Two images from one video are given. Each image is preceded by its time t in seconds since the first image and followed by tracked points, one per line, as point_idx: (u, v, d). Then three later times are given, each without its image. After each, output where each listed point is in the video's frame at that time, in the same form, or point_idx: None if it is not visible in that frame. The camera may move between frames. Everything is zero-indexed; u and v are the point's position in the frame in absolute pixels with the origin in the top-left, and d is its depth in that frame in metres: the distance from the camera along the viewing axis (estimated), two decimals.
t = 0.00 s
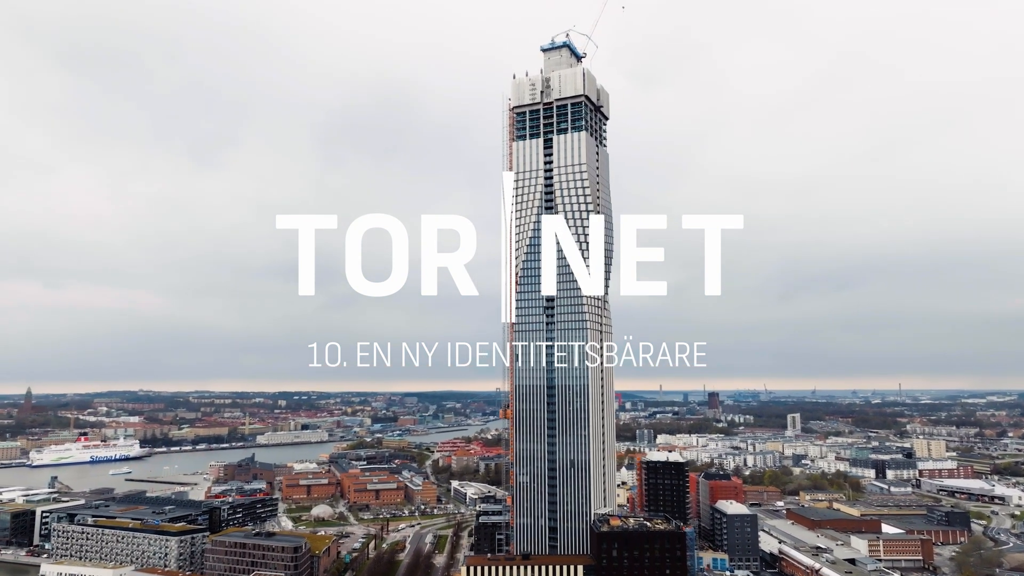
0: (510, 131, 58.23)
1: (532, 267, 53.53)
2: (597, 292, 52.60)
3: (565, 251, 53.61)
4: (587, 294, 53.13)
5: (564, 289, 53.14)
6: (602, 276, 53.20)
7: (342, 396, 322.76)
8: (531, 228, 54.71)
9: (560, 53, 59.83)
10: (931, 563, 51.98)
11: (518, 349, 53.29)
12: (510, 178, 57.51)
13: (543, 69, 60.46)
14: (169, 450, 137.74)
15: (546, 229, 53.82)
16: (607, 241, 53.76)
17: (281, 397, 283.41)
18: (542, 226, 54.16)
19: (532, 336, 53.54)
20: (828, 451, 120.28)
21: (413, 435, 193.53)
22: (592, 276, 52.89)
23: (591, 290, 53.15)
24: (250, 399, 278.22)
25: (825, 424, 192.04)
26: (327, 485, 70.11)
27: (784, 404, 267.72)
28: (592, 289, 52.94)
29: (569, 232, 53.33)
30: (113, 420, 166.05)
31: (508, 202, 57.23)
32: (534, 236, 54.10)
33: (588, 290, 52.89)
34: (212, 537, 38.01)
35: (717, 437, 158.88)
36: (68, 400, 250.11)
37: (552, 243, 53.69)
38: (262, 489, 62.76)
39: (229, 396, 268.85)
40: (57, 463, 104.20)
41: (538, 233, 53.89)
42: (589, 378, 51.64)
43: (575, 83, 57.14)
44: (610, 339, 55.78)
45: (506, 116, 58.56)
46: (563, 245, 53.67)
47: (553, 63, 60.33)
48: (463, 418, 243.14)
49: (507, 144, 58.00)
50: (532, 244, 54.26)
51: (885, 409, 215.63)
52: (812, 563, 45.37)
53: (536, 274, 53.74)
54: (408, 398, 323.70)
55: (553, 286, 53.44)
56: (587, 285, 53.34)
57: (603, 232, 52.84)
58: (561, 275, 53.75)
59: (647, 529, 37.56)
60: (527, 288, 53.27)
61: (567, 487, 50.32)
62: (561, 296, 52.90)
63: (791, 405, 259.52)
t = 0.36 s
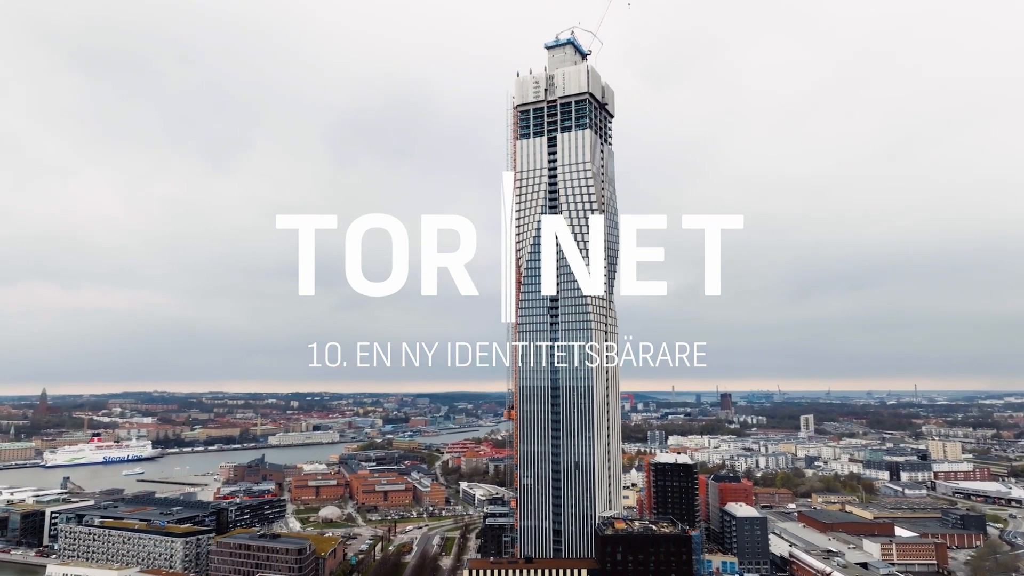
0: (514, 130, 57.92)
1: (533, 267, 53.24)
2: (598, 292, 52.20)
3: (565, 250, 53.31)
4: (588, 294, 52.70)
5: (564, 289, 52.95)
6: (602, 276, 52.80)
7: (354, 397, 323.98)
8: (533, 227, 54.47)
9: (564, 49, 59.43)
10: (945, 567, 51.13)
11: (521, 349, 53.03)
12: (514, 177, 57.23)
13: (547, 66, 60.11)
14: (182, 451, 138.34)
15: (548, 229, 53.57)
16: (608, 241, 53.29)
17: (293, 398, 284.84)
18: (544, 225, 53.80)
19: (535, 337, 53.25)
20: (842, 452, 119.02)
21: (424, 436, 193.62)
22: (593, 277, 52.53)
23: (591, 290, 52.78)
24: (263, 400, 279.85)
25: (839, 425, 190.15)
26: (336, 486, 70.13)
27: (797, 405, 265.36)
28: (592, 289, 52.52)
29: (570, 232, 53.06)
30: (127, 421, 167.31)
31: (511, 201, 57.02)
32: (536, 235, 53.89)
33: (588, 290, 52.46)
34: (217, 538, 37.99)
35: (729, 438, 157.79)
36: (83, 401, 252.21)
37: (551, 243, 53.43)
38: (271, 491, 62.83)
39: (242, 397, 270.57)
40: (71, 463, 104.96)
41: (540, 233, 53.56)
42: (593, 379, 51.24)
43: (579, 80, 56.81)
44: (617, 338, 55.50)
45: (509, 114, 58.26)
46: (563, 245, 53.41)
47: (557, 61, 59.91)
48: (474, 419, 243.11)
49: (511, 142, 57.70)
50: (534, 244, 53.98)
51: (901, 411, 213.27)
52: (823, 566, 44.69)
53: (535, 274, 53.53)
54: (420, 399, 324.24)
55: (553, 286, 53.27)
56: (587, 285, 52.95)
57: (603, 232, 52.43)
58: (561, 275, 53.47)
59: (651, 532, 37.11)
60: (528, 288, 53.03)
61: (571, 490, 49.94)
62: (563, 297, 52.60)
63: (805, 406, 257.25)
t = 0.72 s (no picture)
0: (518, 127, 57.56)
1: (534, 266, 52.94)
2: (601, 292, 51.85)
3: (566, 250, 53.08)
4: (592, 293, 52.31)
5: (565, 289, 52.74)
6: (605, 275, 52.45)
7: (367, 397, 325.29)
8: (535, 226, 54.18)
9: (569, 46, 58.89)
10: (960, 571, 50.31)
11: (526, 350, 52.74)
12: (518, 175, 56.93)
13: (552, 63, 59.70)
14: (195, 451, 139.21)
15: (550, 228, 53.30)
16: (610, 241, 52.98)
17: (306, 399, 286.34)
18: (546, 225, 53.48)
19: (540, 337, 52.91)
20: (856, 454, 117.64)
21: (435, 437, 193.80)
22: (593, 277, 52.19)
23: (592, 289, 52.44)
24: (276, 401, 281.74)
25: (853, 426, 188.11)
26: (345, 486, 70.19)
27: (813, 407, 262.82)
28: (593, 289, 52.09)
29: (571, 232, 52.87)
30: (142, 421, 168.77)
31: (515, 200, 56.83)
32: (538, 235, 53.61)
33: (591, 290, 52.13)
34: (223, 539, 37.98)
35: (742, 439, 156.68)
36: (99, 401, 255.01)
37: (552, 243, 53.15)
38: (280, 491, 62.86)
39: (255, 397, 272.36)
40: (85, 463, 105.92)
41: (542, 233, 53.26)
42: (599, 379, 50.78)
43: (584, 78, 56.38)
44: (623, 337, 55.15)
45: (514, 112, 57.93)
46: (564, 244, 53.16)
47: (562, 58, 59.45)
48: (486, 420, 243.10)
49: (515, 140, 57.35)
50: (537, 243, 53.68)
51: (918, 411, 210.60)
52: (834, 570, 44.05)
53: (536, 273, 53.27)
54: (432, 400, 324.98)
55: (551, 287, 53.03)
56: (590, 284, 52.67)
57: (603, 232, 52.16)
58: (561, 275, 53.22)
59: (657, 535, 36.71)
60: (530, 287, 52.75)
61: (576, 491, 49.59)
62: (567, 296, 52.36)
63: (819, 407, 254.94)
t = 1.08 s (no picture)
0: (522, 125, 57.14)
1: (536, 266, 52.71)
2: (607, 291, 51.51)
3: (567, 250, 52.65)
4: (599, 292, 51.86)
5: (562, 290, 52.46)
6: (611, 274, 52.11)
7: (380, 397, 326.48)
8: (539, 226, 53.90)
9: (574, 43, 58.45)
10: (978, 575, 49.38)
11: (531, 350, 52.38)
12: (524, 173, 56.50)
13: (557, 60, 59.26)
14: (208, 451, 140.16)
15: (553, 228, 53.03)
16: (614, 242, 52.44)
17: (319, 399, 287.73)
18: (549, 224, 53.12)
19: (545, 337, 52.53)
20: (872, 455, 116.14)
21: (447, 437, 193.98)
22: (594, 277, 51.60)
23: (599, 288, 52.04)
24: (290, 401, 283.55)
25: (869, 426, 186.01)
26: (355, 487, 70.19)
27: (828, 407, 260.43)
28: (593, 290, 51.58)
29: (574, 232, 52.51)
30: (157, 422, 170.18)
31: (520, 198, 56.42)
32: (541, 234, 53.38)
33: (598, 288, 51.71)
34: (229, 540, 37.94)
35: (756, 440, 155.43)
36: (115, 401, 257.83)
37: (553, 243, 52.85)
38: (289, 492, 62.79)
39: (269, 397, 274.08)
40: (99, 463, 106.90)
41: (546, 232, 53.01)
42: (604, 380, 50.33)
43: (588, 74, 55.90)
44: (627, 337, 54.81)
45: (518, 109, 57.51)
46: (566, 244, 52.76)
47: (567, 54, 58.99)
48: (499, 420, 242.91)
49: (519, 138, 56.92)
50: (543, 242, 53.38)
51: (935, 412, 207.76)
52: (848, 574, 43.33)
53: (535, 273, 53.08)
54: (445, 400, 325.51)
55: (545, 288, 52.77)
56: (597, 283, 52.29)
57: (606, 231, 51.78)
58: (565, 274, 52.81)
59: (664, 538, 36.23)
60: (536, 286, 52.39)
61: (581, 493, 49.13)
62: (573, 295, 51.96)
63: (835, 408, 252.46)
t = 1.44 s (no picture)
0: (528, 122, 56.95)
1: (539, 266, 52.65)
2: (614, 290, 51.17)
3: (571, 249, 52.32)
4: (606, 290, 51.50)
5: (566, 289, 52.17)
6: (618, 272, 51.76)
7: (394, 397, 327.76)
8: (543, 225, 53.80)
9: (579, 39, 58.13)
10: None
11: (536, 350, 52.05)
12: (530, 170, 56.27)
13: (562, 56, 58.97)
14: (221, 451, 141.14)
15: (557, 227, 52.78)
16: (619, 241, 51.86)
17: (333, 399, 289.25)
18: (553, 222, 52.90)
19: (550, 337, 52.19)
20: (888, 456, 114.55)
21: (459, 437, 194.14)
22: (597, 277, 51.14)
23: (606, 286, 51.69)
24: (304, 401, 285.18)
25: (886, 427, 183.77)
26: (365, 487, 70.24)
27: (845, 407, 257.99)
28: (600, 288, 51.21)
29: (577, 231, 52.17)
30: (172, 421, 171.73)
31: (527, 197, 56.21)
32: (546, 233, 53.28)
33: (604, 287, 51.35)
34: (236, 540, 37.94)
35: (770, 441, 154.18)
36: (131, 401, 260.48)
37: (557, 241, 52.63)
38: (300, 492, 62.93)
39: (283, 397, 275.93)
40: (114, 462, 107.92)
41: (550, 231, 52.88)
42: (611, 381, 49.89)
43: (594, 69, 55.53)
44: (635, 336, 54.25)
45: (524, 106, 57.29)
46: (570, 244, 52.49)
47: (572, 50, 58.63)
48: (512, 420, 242.71)
49: (525, 135, 56.73)
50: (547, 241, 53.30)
51: (955, 412, 204.84)
52: None
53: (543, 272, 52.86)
54: (458, 399, 326.14)
55: (549, 287, 52.69)
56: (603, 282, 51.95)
57: (613, 229, 51.50)
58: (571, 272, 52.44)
59: (671, 542, 35.73)
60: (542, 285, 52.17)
61: (587, 495, 48.76)
62: (580, 293, 51.63)
63: (852, 408, 249.98)
